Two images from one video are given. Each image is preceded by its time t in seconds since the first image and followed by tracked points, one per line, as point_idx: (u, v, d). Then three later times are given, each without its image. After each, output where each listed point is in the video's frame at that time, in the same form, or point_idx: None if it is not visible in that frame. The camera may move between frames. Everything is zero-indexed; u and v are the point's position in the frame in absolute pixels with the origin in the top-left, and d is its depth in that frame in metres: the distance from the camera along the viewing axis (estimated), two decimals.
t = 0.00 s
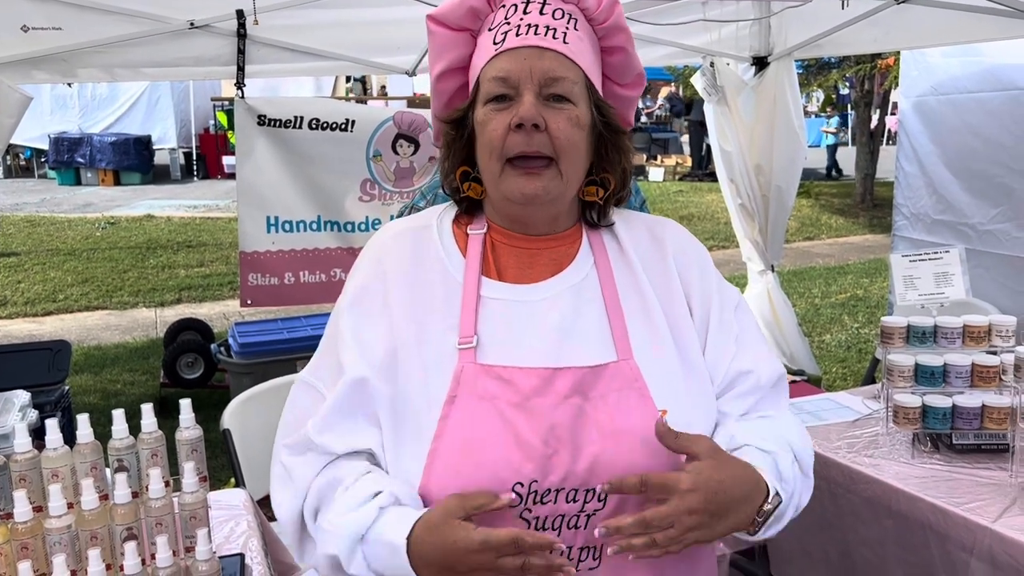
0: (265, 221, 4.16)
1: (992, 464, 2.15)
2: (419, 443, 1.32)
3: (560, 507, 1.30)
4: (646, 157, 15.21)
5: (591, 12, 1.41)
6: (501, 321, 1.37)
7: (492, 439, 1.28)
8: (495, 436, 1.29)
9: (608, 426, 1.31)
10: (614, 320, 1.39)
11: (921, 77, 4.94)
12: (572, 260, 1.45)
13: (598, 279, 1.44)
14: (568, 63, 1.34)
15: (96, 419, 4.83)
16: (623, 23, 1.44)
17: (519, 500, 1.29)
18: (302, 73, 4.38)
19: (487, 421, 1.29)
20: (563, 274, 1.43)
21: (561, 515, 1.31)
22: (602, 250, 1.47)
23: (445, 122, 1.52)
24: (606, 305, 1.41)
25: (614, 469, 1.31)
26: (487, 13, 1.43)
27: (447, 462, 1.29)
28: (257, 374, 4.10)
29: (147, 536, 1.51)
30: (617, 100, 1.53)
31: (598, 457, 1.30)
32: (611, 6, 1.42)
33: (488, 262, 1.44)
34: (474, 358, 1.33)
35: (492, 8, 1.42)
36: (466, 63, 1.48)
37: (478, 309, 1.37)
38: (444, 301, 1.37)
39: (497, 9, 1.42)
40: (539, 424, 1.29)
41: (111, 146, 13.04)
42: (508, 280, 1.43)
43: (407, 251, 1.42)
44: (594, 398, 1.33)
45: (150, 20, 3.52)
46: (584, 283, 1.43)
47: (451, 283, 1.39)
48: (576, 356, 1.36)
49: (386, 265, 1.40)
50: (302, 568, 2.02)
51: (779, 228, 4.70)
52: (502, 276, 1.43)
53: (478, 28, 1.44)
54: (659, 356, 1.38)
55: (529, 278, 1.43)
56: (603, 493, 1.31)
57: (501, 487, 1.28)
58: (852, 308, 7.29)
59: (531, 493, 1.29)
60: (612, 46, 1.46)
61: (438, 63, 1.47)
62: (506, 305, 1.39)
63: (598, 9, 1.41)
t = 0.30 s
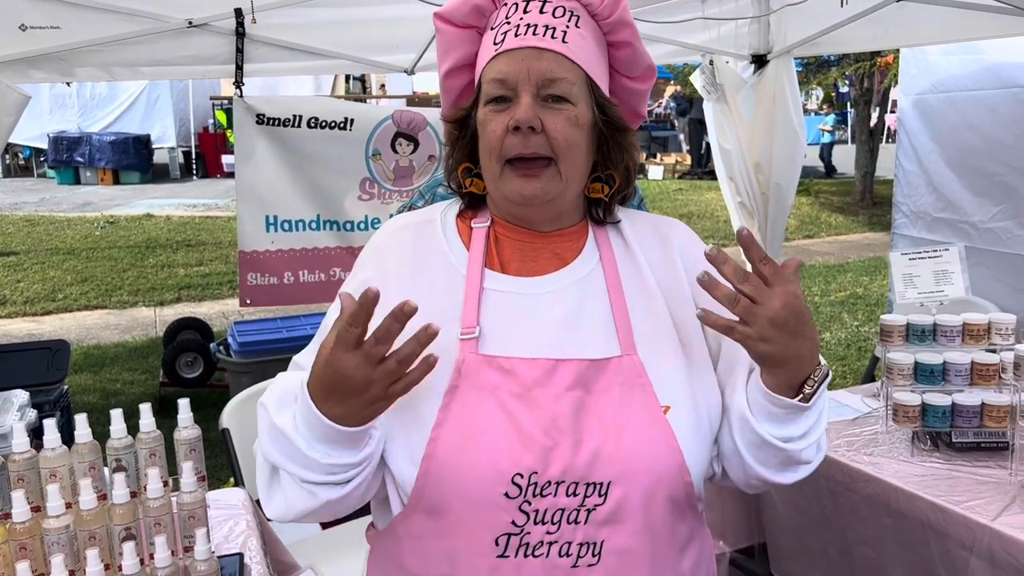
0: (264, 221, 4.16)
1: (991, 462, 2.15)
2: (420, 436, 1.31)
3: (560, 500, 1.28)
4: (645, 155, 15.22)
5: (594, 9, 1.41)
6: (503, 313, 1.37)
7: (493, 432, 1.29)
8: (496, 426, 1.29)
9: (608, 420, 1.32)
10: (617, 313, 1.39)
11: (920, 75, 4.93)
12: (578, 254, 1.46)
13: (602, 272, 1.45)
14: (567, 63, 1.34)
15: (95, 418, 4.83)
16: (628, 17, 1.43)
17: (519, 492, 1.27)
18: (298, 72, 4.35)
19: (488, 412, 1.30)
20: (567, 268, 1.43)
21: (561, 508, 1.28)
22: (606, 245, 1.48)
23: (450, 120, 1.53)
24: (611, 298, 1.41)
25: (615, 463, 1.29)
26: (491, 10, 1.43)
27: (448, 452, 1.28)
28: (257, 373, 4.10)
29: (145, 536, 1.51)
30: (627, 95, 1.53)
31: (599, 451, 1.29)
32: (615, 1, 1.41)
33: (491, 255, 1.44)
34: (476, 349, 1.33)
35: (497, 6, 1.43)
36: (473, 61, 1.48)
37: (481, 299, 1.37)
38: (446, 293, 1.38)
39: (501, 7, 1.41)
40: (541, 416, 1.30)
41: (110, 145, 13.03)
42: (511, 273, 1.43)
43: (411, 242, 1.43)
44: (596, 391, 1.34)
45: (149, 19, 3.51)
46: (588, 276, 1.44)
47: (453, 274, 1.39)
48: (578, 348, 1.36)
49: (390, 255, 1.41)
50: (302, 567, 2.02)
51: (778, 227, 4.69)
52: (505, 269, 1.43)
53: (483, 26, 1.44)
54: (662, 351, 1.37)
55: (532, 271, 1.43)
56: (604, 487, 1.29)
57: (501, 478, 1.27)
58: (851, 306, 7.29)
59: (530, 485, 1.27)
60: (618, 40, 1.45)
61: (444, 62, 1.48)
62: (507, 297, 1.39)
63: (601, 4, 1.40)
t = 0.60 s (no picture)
0: (263, 220, 4.16)
1: (991, 460, 2.15)
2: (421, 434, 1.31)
3: (559, 498, 1.27)
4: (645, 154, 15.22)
5: (596, 7, 1.41)
6: (504, 311, 1.37)
7: (493, 430, 1.28)
8: (496, 425, 1.28)
9: (609, 418, 1.31)
10: (618, 311, 1.39)
11: (921, 74, 4.92)
12: (578, 253, 1.46)
13: (603, 271, 1.44)
14: (569, 61, 1.34)
15: (95, 418, 4.83)
16: (630, 16, 1.43)
17: (519, 489, 1.27)
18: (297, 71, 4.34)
19: (489, 410, 1.29)
20: (568, 266, 1.43)
21: (561, 507, 1.27)
22: (607, 244, 1.48)
23: (452, 118, 1.52)
24: (612, 296, 1.41)
25: (615, 461, 1.29)
26: (493, 8, 1.42)
27: (448, 451, 1.28)
28: (257, 372, 4.10)
29: (144, 535, 1.50)
30: (629, 93, 1.53)
31: (599, 449, 1.29)
32: None
33: (492, 253, 1.44)
34: (477, 347, 1.32)
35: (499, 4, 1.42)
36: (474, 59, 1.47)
37: (482, 298, 1.37)
38: (447, 290, 1.37)
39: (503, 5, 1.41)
40: (541, 413, 1.29)
41: (110, 144, 13.03)
42: (512, 270, 1.43)
43: (412, 240, 1.42)
44: (597, 389, 1.33)
45: (147, 18, 3.51)
46: (589, 275, 1.43)
47: (454, 273, 1.39)
48: (579, 347, 1.35)
49: (391, 252, 1.41)
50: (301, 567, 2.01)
51: (777, 226, 4.68)
52: (506, 266, 1.43)
53: (485, 24, 1.44)
54: (663, 350, 1.37)
55: (533, 269, 1.43)
56: (604, 485, 1.28)
57: (501, 476, 1.27)
58: (852, 304, 7.29)
59: (530, 483, 1.27)
60: (620, 39, 1.44)
61: (446, 60, 1.47)
62: (507, 295, 1.38)
63: (603, 2, 1.40)
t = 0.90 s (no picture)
0: (263, 219, 4.15)
1: (993, 459, 2.14)
2: (419, 435, 1.31)
3: (559, 499, 1.29)
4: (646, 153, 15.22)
5: (593, 7, 1.40)
6: (500, 313, 1.36)
7: (490, 432, 1.28)
8: (493, 427, 1.28)
9: (608, 420, 1.31)
10: (614, 312, 1.38)
11: (921, 72, 4.92)
12: (576, 253, 1.44)
13: (600, 272, 1.43)
14: (567, 61, 1.33)
15: (95, 417, 4.82)
16: (627, 15, 1.42)
17: (517, 492, 1.28)
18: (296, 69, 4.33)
19: (487, 412, 1.29)
20: (565, 266, 1.42)
21: (561, 508, 1.29)
22: (604, 245, 1.46)
23: (447, 117, 1.51)
24: (609, 297, 1.40)
25: (613, 462, 1.30)
26: (489, 8, 1.42)
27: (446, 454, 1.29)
28: (257, 371, 4.09)
29: (142, 535, 1.50)
30: (625, 93, 1.52)
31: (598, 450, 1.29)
32: None
33: (489, 254, 1.43)
34: (474, 349, 1.32)
35: (496, 3, 1.42)
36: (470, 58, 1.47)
37: (479, 300, 1.36)
38: (446, 292, 1.37)
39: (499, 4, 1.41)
40: (538, 415, 1.29)
41: (110, 144, 13.04)
42: (508, 272, 1.42)
43: (408, 241, 1.41)
44: (594, 390, 1.33)
45: (147, 17, 3.51)
46: (587, 275, 1.42)
47: (451, 275, 1.39)
48: (577, 349, 1.35)
49: (388, 253, 1.40)
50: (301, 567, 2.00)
51: (778, 224, 4.69)
52: (503, 268, 1.42)
53: (481, 23, 1.43)
54: (660, 350, 1.37)
55: (530, 270, 1.42)
56: (604, 486, 1.30)
57: (501, 479, 1.28)
58: (852, 303, 7.27)
59: (528, 486, 1.28)
60: (616, 38, 1.44)
61: (443, 58, 1.47)
62: (503, 296, 1.37)
63: (600, 2, 1.39)
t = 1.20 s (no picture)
0: (264, 219, 4.15)
1: (996, 459, 2.13)
2: (417, 439, 1.31)
3: (558, 503, 1.28)
4: (647, 151, 15.21)
5: (595, 8, 1.39)
6: (499, 315, 1.35)
7: (489, 437, 1.28)
8: (492, 432, 1.28)
9: (607, 423, 1.30)
10: (613, 314, 1.38)
11: (924, 71, 4.92)
12: (573, 254, 1.44)
13: (598, 274, 1.43)
14: (571, 64, 1.33)
15: (95, 417, 4.82)
16: (629, 17, 1.41)
17: (515, 498, 1.27)
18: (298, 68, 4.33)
19: (485, 417, 1.28)
20: (562, 268, 1.41)
21: (560, 512, 1.28)
22: (603, 246, 1.46)
23: (446, 118, 1.51)
24: (607, 299, 1.40)
25: (614, 466, 1.28)
26: (489, 6, 1.40)
27: (445, 458, 1.29)
28: (257, 371, 4.08)
29: (142, 536, 1.49)
30: (622, 94, 1.51)
31: (598, 454, 1.28)
32: None
33: (487, 257, 1.42)
34: (472, 354, 1.32)
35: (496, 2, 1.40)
36: (469, 57, 1.46)
37: (477, 305, 1.36)
38: (444, 296, 1.36)
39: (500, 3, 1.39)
40: (535, 420, 1.28)
41: (112, 143, 13.06)
42: (507, 275, 1.41)
43: (405, 244, 1.40)
44: (593, 394, 1.32)
45: (147, 16, 3.51)
46: (585, 277, 1.42)
47: (449, 278, 1.38)
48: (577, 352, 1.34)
49: (385, 256, 1.39)
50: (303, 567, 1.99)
51: (780, 224, 4.69)
52: (501, 271, 1.42)
53: (480, 22, 1.42)
54: (661, 353, 1.36)
55: (527, 273, 1.41)
56: (602, 489, 1.28)
57: (499, 484, 1.27)
58: (854, 303, 7.26)
59: (527, 491, 1.27)
60: (617, 39, 1.43)
61: (441, 57, 1.45)
62: (501, 300, 1.37)
63: (602, 3, 1.38)
